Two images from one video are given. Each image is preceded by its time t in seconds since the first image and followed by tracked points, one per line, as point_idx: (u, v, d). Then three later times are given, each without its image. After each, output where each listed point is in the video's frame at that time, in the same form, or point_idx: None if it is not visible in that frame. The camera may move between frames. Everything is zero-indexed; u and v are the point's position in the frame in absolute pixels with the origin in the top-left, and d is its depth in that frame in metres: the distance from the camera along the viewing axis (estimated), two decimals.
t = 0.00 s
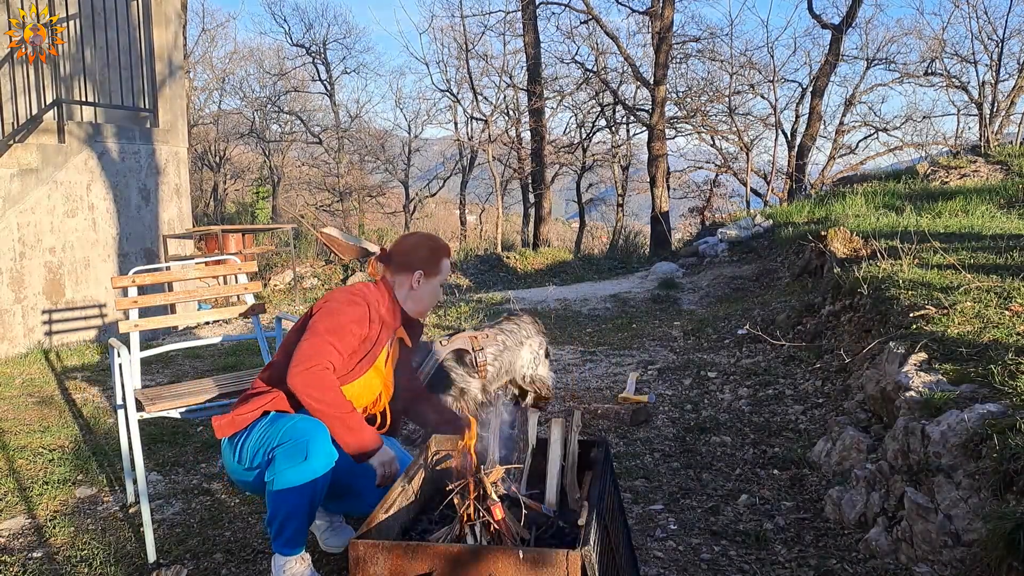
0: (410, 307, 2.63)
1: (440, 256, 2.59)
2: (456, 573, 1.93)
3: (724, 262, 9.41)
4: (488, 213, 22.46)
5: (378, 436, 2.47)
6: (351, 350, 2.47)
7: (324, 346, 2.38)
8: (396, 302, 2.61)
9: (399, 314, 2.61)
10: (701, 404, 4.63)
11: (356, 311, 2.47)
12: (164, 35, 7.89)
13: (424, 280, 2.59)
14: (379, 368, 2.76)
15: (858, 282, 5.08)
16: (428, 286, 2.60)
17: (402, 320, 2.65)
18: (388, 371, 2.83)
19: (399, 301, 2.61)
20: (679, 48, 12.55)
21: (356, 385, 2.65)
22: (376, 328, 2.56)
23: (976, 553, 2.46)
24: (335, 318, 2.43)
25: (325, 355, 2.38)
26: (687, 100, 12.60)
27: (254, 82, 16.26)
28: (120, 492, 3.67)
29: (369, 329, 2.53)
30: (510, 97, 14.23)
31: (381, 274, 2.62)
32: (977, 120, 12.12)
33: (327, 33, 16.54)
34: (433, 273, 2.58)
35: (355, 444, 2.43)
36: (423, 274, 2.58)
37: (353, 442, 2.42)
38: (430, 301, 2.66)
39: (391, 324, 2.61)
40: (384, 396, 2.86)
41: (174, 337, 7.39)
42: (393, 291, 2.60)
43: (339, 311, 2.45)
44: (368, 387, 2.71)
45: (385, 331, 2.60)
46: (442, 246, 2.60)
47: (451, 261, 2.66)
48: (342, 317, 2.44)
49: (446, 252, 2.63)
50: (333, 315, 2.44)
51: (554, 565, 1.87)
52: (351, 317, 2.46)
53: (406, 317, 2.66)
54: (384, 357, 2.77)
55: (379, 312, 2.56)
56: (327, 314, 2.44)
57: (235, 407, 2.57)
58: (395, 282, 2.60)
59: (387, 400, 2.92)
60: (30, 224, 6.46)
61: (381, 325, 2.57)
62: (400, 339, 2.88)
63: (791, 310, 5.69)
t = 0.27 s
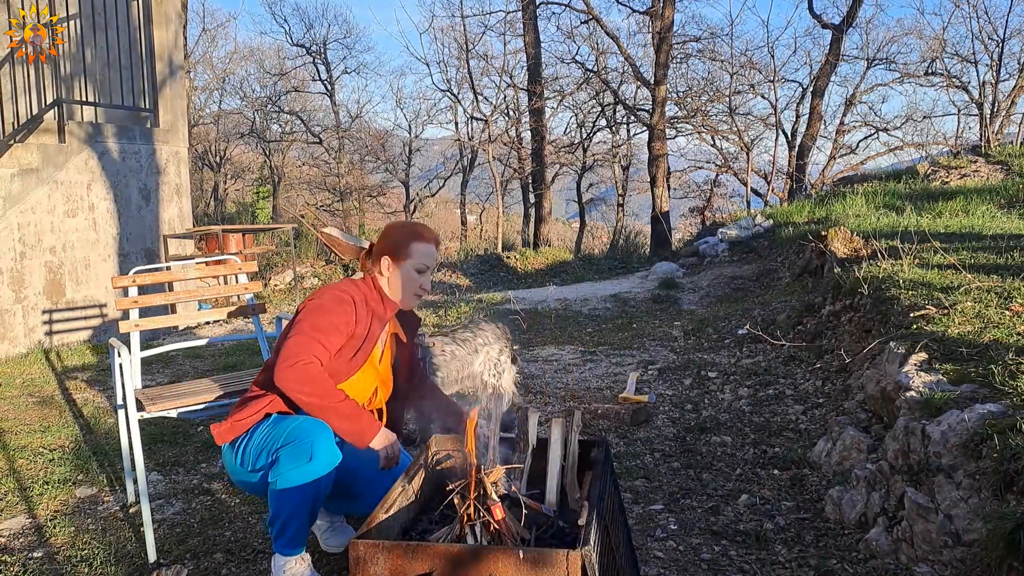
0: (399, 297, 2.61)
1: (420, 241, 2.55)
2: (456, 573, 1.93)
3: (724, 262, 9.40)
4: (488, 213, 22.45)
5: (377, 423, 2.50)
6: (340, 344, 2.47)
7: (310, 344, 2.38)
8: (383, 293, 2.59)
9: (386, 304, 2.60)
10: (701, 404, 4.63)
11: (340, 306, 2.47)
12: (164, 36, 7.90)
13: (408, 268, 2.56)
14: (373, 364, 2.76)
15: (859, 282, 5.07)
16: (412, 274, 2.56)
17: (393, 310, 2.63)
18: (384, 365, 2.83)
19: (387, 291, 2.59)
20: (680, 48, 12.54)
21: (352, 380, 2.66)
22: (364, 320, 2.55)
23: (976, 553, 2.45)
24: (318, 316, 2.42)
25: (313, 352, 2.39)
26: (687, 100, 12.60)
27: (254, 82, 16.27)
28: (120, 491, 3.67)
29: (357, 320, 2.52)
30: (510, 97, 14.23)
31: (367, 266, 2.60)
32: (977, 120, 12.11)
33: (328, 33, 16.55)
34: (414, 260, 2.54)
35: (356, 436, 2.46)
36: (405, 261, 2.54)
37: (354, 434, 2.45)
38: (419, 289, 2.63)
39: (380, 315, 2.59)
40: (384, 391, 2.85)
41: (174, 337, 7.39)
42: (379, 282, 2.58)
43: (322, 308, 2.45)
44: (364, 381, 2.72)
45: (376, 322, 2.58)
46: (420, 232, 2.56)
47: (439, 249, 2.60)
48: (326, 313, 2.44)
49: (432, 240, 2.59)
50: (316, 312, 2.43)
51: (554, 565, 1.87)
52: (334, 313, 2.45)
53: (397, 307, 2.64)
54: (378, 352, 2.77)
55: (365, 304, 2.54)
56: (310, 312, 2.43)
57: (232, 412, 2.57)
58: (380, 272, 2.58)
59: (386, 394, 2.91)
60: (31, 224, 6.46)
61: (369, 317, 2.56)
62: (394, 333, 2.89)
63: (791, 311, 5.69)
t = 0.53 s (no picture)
0: (381, 289, 2.62)
1: (388, 229, 2.57)
2: (456, 573, 1.93)
3: (724, 262, 9.41)
4: (488, 213, 22.44)
5: (381, 408, 2.54)
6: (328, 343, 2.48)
7: (299, 347, 2.39)
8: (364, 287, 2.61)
9: (370, 296, 2.61)
10: (701, 404, 4.63)
11: (322, 306, 2.48)
12: (165, 36, 7.89)
13: (385, 259, 2.58)
14: (366, 359, 2.76)
15: (859, 282, 5.08)
16: (389, 263, 2.58)
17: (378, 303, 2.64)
18: (380, 360, 2.82)
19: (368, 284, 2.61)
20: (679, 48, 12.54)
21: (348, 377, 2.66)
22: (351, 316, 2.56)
23: (976, 553, 2.45)
24: (301, 320, 2.43)
25: (304, 355, 2.40)
26: (687, 100, 12.60)
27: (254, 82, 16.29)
28: (120, 492, 3.67)
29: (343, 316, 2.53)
30: (510, 97, 14.24)
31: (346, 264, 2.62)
32: (977, 120, 12.12)
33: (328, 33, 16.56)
34: (387, 248, 2.56)
35: (363, 424, 2.49)
36: (378, 251, 2.56)
37: (357, 422, 2.47)
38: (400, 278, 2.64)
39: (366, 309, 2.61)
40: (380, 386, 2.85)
41: (175, 337, 7.40)
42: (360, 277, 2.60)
43: (303, 311, 2.46)
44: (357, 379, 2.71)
45: (364, 317, 2.60)
46: (387, 220, 2.58)
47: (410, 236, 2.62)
48: (308, 314, 2.45)
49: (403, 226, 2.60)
50: (299, 315, 2.44)
51: (554, 565, 1.87)
52: (317, 313, 2.46)
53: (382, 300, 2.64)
54: (371, 346, 2.78)
55: (348, 300, 2.56)
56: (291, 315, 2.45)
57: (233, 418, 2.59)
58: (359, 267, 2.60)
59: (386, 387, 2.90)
60: (31, 224, 6.45)
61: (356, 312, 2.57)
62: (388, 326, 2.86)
63: (791, 311, 5.69)
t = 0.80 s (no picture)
0: (363, 284, 2.61)
1: (359, 221, 2.56)
2: (457, 573, 1.93)
3: (724, 262, 9.40)
4: (489, 213, 22.44)
5: (385, 391, 2.50)
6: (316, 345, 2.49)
7: (286, 355, 2.41)
8: (345, 285, 2.61)
9: (350, 292, 2.60)
10: (701, 404, 4.63)
11: (303, 310, 2.49)
12: (165, 35, 7.89)
13: (361, 255, 2.57)
14: (363, 355, 2.74)
15: (859, 282, 5.08)
16: (366, 257, 2.57)
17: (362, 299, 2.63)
18: (378, 353, 2.80)
19: (348, 282, 2.61)
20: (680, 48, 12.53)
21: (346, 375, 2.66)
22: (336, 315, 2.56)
23: (976, 553, 2.45)
24: (283, 328, 2.43)
25: (293, 362, 2.42)
26: (687, 100, 12.61)
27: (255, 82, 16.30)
28: (121, 492, 3.67)
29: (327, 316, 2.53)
30: (510, 97, 14.23)
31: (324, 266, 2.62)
32: (977, 120, 12.12)
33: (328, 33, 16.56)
34: (360, 241, 2.56)
35: (367, 410, 2.47)
36: (352, 247, 2.56)
37: (358, 415, 2.46)
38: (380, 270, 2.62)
39: (351, 306, 2.60)
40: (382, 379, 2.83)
41: (175, 337, 7.40)
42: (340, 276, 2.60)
43: (287, 319, 2.46)
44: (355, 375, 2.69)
45: (350, 314, 2.59)
46: (356, 212, 2.57)
47: (383, 228, 2.61)
48: (292, 319, 2.46)
49: (375, 219, 2.59)
50: (282, 323, 2.45)
51: (554, 565, 1.87)
52: (301, 319, 2.47)
53: (366, 295, 2.64)
54: (364, 340, 2.74)
55: (330, 300, 2.56)
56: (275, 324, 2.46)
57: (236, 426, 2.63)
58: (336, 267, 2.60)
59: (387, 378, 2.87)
60: (31, 224, 6.45)
61: (340, 310, 2.57)
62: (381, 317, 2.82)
63: (791, 310, 5.69)
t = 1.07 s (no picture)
0: (345, 284, 2.61)
1: (338, 223, 2.54)
2: (457, 573, 1.93)
3: (724, 262, 9.40)
4: (489, 213, 22.42)
5: (375, 384, 2.57)
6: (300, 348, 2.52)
7: (272, 360, 2.44)
8: (327, 287, 2.62)
9: (331, 293, 2.61)
10: (701, 404, 4.63)
11: (284, 316, 2.51)
12: (165, 35, 7.89)
13: (340, 257, 2.57)
14: (353, 355, 2.74)
15: (859, 282, 5.07)
16: (345, 259, 2.57)
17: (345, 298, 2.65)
18: (370, 350, 2.82)
19: (330, 284, 2.61)
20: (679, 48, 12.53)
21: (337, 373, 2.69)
22: (319, 317, 2.58)
23: (976, 553, 2.45)
24: (267, 334, 2.47)
25: (280, 366, 2.45)
26: (688, 100, 12.61)
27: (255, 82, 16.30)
28: (121, 492, 3.67)
29: (310, 318, 2.57)
30: (510, 97, 14.22)
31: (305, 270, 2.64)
32: (977, 120, 12.11)
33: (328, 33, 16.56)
34: (340, 243, 2.55)
35: (359, 404, 2.53)
36: (331, 249, 2.56)
37: (347, 412, 2.52)
38: (362, 270, 2.62)
39: (334, 307, 2.62)
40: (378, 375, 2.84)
41: (175, 337, 7.39)
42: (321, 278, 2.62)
43: (269, 326, 2.49)
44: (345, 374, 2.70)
45: (333, 315, 2.61)
46: (334, 214, 2.55)
47: (363, 228, 2.59)
48: (274, 326, 2.49)
49: (353, 220, 2.57)
50: (265, 331, 2.48)
51: (554, 565, 1.87)
52: (283, 325, 2.50)
53: (350, 294, 2.65)
54: (352, 340, 2.75)
55: (312, 303, 2.59)
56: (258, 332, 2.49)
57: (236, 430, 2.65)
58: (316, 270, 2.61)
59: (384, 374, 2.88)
60: (31, 224, 6.45)
61: (323, 313, 2.59)
62: (368, 314, 2.84)
63: (791, 311, 5.69)
